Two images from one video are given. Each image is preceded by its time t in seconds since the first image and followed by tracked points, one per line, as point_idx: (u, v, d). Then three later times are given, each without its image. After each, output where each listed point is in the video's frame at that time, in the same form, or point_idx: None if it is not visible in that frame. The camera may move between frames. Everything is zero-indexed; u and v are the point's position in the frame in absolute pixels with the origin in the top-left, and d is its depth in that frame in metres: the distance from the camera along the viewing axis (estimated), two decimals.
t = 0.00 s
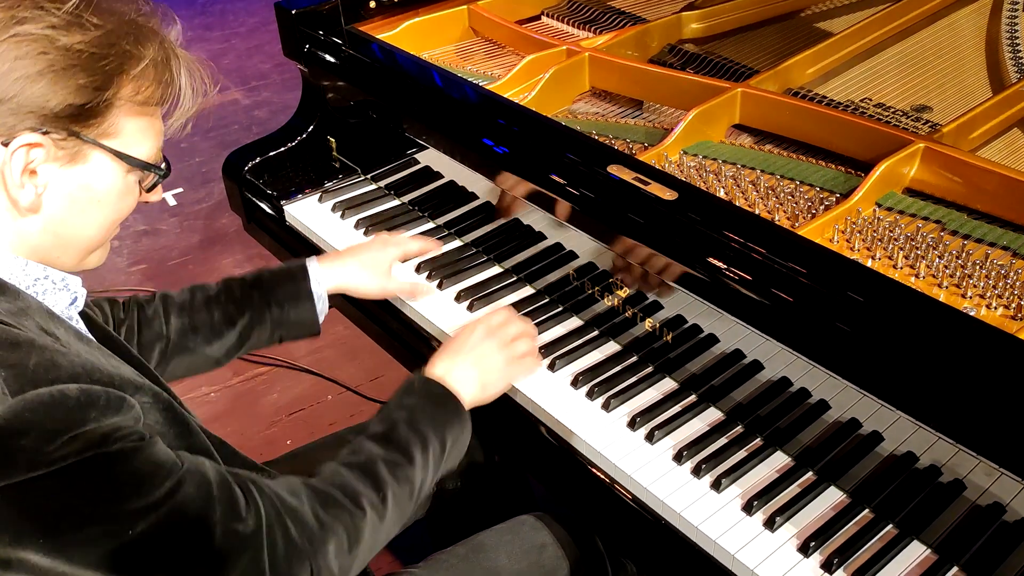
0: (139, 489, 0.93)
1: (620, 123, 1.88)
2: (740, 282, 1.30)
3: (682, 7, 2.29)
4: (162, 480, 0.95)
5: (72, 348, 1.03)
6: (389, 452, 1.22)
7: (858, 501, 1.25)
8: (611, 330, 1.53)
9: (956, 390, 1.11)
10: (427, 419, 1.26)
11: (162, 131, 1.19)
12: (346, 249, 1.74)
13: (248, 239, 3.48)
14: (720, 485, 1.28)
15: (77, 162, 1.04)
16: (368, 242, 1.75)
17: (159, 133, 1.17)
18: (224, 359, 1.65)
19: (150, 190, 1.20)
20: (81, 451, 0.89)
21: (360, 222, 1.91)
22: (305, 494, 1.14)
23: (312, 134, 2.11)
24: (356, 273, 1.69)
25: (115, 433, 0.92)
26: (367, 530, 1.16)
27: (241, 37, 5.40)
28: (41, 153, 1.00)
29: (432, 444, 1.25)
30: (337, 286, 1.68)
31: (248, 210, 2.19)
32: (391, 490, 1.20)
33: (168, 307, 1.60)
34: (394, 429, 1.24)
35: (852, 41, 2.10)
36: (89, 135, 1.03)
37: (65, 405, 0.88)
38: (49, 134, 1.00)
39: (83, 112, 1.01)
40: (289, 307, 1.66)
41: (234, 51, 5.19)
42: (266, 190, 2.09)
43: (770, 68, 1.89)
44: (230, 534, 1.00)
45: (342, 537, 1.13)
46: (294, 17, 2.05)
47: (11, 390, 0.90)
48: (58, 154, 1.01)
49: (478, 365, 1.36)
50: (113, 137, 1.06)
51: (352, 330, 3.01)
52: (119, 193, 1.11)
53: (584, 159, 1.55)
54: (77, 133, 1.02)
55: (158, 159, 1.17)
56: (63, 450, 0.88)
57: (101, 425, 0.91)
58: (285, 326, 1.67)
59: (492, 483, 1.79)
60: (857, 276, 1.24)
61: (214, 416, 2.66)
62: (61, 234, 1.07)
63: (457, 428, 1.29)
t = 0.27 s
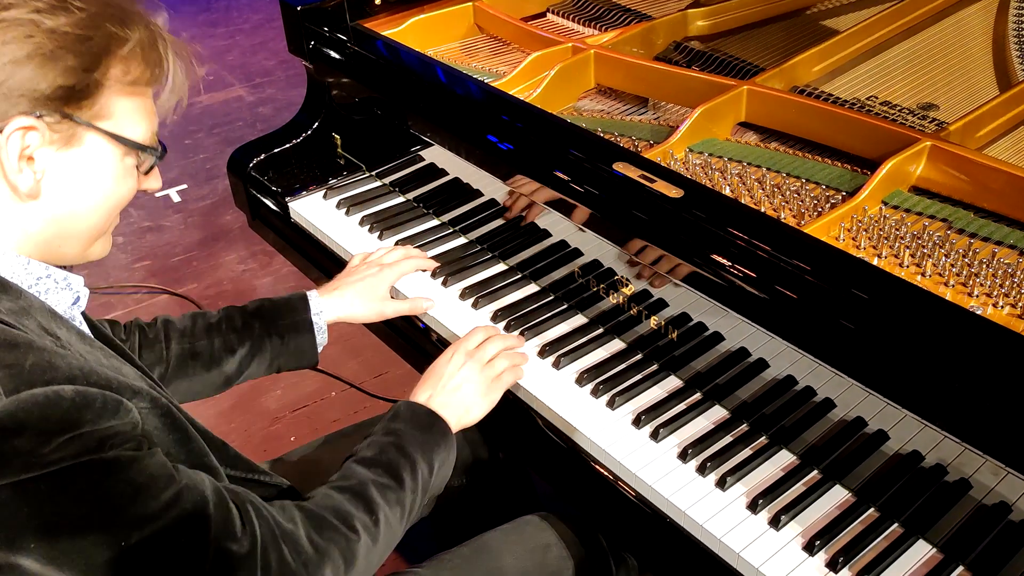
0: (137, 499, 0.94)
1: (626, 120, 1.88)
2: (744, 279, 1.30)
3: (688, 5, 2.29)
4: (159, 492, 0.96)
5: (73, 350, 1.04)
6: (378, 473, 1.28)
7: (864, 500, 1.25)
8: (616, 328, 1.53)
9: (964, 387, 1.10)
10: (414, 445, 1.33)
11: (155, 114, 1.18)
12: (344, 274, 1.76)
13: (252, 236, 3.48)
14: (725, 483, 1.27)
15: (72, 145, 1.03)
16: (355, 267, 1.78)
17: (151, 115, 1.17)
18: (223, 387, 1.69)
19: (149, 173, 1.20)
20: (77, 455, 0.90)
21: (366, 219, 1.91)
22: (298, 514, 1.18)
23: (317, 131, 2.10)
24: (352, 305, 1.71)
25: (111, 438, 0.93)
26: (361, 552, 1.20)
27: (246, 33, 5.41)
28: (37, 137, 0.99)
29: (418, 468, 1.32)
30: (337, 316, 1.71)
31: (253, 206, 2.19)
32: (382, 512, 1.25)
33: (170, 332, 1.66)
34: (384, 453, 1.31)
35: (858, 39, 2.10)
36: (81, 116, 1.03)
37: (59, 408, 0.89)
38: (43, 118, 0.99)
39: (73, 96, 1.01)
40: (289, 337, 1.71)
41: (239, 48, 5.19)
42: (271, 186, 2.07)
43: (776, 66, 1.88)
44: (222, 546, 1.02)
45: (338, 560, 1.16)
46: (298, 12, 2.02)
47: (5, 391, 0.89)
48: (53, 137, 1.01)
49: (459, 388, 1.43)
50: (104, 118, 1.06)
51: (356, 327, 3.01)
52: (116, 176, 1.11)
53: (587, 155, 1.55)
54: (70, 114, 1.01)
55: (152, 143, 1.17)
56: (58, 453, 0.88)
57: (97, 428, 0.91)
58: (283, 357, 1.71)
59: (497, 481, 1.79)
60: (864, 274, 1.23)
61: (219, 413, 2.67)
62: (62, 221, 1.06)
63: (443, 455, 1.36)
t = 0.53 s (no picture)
0: (161, 430, 0.95)
1: (629, 119, 1.88)
2: (748, 278, 1.32)
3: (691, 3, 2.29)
4: (181, 422, 0.97)
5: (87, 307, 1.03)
6: (395, 377, 1.21)
7: (866, 499, 1.24)
8: (619, 326, 1.53)
9: (968, 387, 1.10)
10: (436, 329, 1.27)
11: (138, 57, 1.17)
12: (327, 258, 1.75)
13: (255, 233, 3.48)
14: (728, 482, 1.27)
15: (70, 87, 1.03)
16: (330, 175, 1.77)
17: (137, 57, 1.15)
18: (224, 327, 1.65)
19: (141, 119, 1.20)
20: (106, 390, 0.93)
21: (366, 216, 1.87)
22: (324, 424, 1.14)
23: (321, 128, 2.10)
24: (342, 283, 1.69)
25: (136, 371, 0.96)
26: (398, 455, 1.17)
27: (249, 31, 5.41)
28: (32, 79, 0.99)
29: (445, 358, 1.26)
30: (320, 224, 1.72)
31: (257, 204, 2.19)
32: (412, 409, 1.20)
33: (165, 283, 1.62)
34: (404, 348, 1.24)
35: (862, 38, 2.09)
36: (73, 58, 1.02)
37: (88, 348, 0.92)
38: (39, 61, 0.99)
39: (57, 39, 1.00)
40: (280, 254, 1.66)
41: (242, 45, 5.19)
42: (275, 184, 2.08)
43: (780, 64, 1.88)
44: (259, 466, 1.03)
45: (372, 462, 1.14)
46: (303, 10, 2.04)
47: (34, 331, 0.92)
48: (51, 81, 1.00)
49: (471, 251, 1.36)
50: (96, 59, 1.05)
51: (359, 325, 3.01)
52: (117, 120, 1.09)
53: (591, 154, 1.54)
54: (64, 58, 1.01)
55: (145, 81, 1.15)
56: (87, 391, 0.91)
57: (124, 367, 0.95)
58: (284, 276, 1.67)
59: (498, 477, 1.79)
60: (868, 273, 1.23)
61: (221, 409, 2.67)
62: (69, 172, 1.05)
63: (472, 334, 1.29)
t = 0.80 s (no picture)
0: (171, 468, 0.97)
1: (632, 118, 1.88)
2: (750, 277, 1.30)
3: (695, 2, 2.28)
4: (193, 460, 1.00)
5: (98, 321, 1.05)
6: (374, 462, 1.26)
7: (869, 499, 1.24)
8: (621, 325, 1.53)
9: (970, 386, 1.10)
10: (412, 420, 1.33)
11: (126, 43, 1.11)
12: (320, 256, 1.78)
13: (258, 231, 3.49)
14: (730, 482, 1.27)
15: (38, 113, 1.01)
16: (336, 245, 1.80)
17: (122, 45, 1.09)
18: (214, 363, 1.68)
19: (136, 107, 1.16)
20: (114, 429, 0.93)
21: (371, 216, 1.90)
22: (305, 495, 1.18)
23: (323, 127, 2.10)
24: (333, 283, 1.73)
25: (143, 409, 0.96)
26: (365, 534, 1.21)
27: (252, 29, 5.41)
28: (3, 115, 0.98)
29: (417, 445, 1.31)
30: (319, 294, 1.74)
31: (259, 202, 2.19)
32: (384, 492, 1.25)
33: (159, 313, 1.64)
34: (383, 432, 1.30)
35: (865, 38, 2.09)
36: (39, 82, 0.99)
37: (98, 377, 0.93)
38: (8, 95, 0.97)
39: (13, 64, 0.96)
40: (274, 313, 1.71)
41: (245, 44, 5.20)
42: (277, 182, 2.09)
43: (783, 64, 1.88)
44: (248, 530, 1.04)
45: (344, 542, 1.18)
46: (306, 8, 2.04)
47: (47, 361, 0.93)
48: (13, 111, 0.99)
49: (458, 370, 1.44)
50: (62, 75, 1.01)
51: (361, 323, 3.02)
52: (99, 121, 1.08)
53: (593, 153, 1.55)
54: (24, 84, 0.98)
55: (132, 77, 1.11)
56: (97, 424, 0.91)
57: (131, 401, 0.95)
58: (268, 334, 1.71)
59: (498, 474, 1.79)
60: (869, 272, 1.23)
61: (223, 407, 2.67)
62: (59, 180, 1.07)
63: (443, 429, 1.36)
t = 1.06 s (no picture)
0: (159, 482, 0.96)
1: (636, 117, 1.88)
2: (753, 276, 1.30)
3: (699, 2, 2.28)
4: (184, 470, 0.99)
5: (96, 340, 1.05)
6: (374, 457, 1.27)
7: (872, 499, 1.25)
8: (625, 324, 1.52)
9: (974, 386, 1.10)
10: (413, 412, 1.34)
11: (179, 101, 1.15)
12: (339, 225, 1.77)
13: (261, 230, 3.49)
14: (734, 481, 1.28)
15: (89, 162, 1.03)
16: (358, 214, 1.79)
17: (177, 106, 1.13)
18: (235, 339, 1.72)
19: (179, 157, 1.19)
20: (101, 451, 0.92)
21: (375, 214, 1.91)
22: (304, 492, 1.19)
23: (327, 126, 2.11)
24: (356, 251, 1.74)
25: (132, 431, 0.95)
26: (366, 529, 1.22)
27: (256, 27, 5.42)
28: (47, 157, 1.00)
29: (417, 438, 1.32)
30: (338, 264, 1.73)
31: (263, 200, 2.20)
32: (384, 487, 1.26)
33: (175, 292, 1.69)
34: (383, 425, 1.31)
35: (870, 37, 2.09)
36: (95, 136, 1.01)
37: (87, 405, 0.91)
38: (56, 143, 0.99)
39: (77, 119, 0.98)
40: (292, 287, 1.72)
41: (248, 42, 5.20)
42: (281, 180, 2.08)
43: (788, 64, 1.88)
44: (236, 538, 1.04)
45: (343, 540, 1.18)
46: (311, 7, 2.05)
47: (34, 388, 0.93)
48: (64, 158, 1.01)
49: (459, 355, 1.44)
50: (118, 130, 1.04)
51: (364, 321, 3.02)
52: (143, 173, 1.11)
53: (597, 152, 1.55)
54: (84, 138, 1.00)
55: (176, 135, 1.14)
56: (83, 449, 0.90)
57: (122, 424, 0.93)
58: (290, 306, 1.73)
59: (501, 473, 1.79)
60: (873, 271, 1.24)
61: (226, 405, 2.68)
62: (87, 220, 1.10)
63: (444, 418, 1.38)
